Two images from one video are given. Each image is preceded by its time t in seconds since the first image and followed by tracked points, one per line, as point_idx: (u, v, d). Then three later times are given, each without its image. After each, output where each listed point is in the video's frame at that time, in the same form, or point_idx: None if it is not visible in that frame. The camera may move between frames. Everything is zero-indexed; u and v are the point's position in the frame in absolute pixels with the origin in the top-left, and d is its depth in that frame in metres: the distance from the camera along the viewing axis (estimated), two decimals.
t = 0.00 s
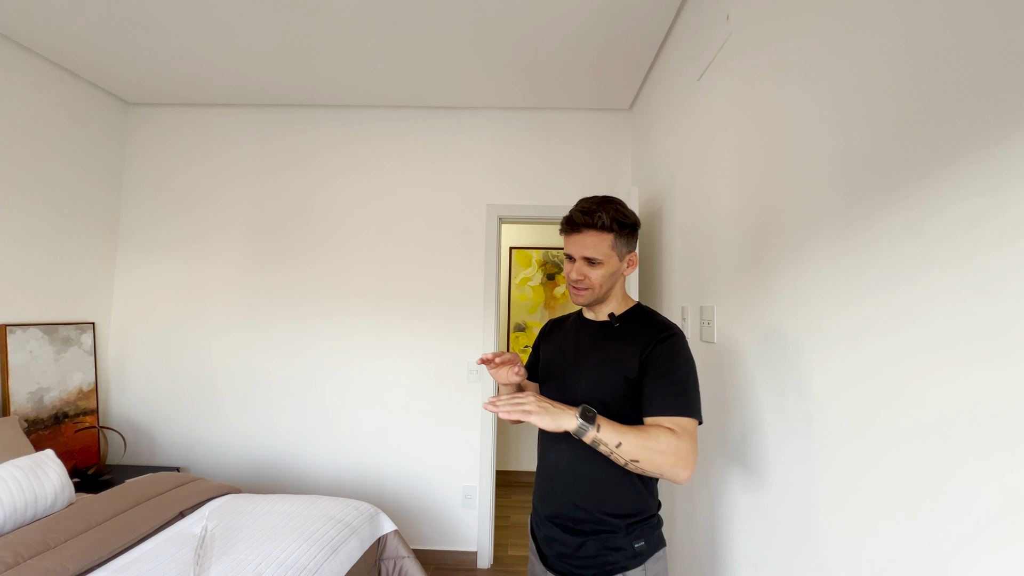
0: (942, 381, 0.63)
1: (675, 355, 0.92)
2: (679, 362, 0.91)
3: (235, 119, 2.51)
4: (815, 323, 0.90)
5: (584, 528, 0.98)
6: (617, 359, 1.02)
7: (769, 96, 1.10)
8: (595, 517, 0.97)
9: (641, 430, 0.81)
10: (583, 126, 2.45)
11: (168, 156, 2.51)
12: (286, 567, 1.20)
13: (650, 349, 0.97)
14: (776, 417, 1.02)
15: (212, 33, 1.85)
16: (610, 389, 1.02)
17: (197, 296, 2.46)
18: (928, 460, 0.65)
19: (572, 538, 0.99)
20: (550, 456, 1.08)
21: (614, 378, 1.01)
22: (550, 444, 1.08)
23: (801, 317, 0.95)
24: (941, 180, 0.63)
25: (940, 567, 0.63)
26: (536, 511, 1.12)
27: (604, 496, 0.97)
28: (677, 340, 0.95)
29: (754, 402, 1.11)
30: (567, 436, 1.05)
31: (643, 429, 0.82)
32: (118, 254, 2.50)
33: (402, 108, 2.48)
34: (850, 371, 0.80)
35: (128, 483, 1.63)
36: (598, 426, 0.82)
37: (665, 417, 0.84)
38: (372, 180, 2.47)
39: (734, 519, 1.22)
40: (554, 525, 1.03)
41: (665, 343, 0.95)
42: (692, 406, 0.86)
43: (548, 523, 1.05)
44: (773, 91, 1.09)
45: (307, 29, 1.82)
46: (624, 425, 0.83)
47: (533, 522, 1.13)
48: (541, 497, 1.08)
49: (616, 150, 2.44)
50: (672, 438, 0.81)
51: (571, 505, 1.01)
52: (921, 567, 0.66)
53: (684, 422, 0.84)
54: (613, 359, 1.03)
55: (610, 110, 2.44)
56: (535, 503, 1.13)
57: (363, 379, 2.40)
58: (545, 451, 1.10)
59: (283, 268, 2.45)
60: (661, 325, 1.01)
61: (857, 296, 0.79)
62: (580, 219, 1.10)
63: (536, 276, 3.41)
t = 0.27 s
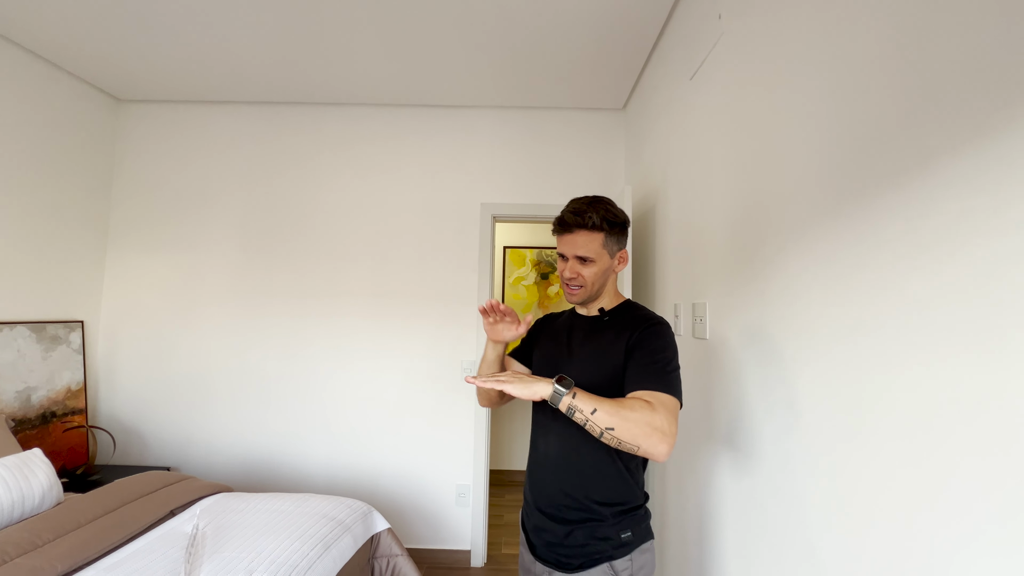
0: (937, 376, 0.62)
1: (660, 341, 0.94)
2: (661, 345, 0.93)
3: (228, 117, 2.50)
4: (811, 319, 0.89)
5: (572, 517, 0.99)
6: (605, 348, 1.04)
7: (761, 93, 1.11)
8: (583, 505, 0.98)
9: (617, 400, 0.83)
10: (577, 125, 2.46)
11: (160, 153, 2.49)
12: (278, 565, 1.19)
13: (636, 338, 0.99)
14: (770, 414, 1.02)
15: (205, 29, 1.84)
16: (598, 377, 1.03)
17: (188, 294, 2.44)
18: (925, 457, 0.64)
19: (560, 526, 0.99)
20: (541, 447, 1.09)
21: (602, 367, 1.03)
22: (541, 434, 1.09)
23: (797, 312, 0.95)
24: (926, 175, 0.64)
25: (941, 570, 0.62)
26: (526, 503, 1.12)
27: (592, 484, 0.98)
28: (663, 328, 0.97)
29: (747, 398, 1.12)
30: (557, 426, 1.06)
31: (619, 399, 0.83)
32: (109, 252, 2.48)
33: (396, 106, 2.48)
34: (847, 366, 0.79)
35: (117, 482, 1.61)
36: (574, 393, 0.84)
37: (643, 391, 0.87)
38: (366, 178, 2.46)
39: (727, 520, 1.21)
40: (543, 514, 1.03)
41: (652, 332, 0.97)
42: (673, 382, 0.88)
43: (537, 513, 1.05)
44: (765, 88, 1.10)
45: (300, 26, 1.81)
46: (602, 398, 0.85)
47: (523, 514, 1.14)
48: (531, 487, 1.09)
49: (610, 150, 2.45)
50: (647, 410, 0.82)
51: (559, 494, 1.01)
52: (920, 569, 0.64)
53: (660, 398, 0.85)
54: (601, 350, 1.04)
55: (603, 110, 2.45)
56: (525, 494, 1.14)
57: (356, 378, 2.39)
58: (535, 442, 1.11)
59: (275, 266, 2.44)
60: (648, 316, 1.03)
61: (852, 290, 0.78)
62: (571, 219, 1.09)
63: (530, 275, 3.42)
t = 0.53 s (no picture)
0: (928, 370, 0.61)
1: (654, 343, 0.94)
2: (655, 346, 0.93)
3: (216, 114, 2.47)
4: (802, 315, 0.89)
5: (564, 515, 0.98)
6: (598, 347, 1.04)
7: (751, 91, 1.11)
8: (575, 504, 0.97)
9: (614, 401, 0.82)
10: (570, 124, 2.46)
11: (147, 150, 2.46)
12: (265, 566, 1.17)
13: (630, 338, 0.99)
14: (760, 411, 1.02)
15: (193, 25, 1.82)
16: (591, 377, 1.03)
17: (176, 293, 2.41)
18: (917, 454, 0.63)
19: (552, 525, 0.99)
20: (532, 445, 1.07)
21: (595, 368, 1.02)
22: (532, 433, 1.08)
23: (787, 309, 0.94)
24: (914, 169, 0.64)
25: (935, 571, 0.60)
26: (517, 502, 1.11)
27: (584, 482, 0.97)
28: (657, 328, 0.97)
29: (737, 395, 1.11)
30: (549, 425, 1.05)
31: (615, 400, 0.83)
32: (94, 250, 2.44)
33: (388, 104, 2.47)
34: (838, 362, 0.79)
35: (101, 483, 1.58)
36: (573, 391, 0.83)
37: (637, 393, 0.86)
38: (357, 176, 2.44)
39: (717, 519, 1.20)
40: (534, 513, 1.02)
41: (645, 332, 0.97)
42: (665, 384, 0.88)
43: (528, 513, 1.04)
44: (755, 85, 1.10)
45: (291, 22, 1.79)
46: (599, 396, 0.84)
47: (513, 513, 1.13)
48: (522, 486, 1.08)
49: (602, 149, 2.45)
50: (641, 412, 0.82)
51: (551, 493, 1.00)
52: (914, 570, 0.63)
53: (654, 402, 0.85)
54: (594, 349, 1.04)
55: (596, 109, 2.45)
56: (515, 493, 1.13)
57: (346, 377, 2.37)
58: (526, 441, 1.10)
59: (265, 264, 2.41)
60: (641, 316, 1.02)
61: (843, 286, 0.77)
62: (564, 216, 1.08)
63: (522, 275, 3.41)
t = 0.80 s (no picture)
0: (927, 368, 0.60)
1: (653, 341, 0.94)
2: (653, 343, 0.93)
3: (206, 110, 2.43)
4: (797, 313, 0.88)
5: (563, 517, 0.96)
6: (595, 345, 1.03)
7: (744, 87, 1.11)
8: (574, 505, 0.96)
9: (614, 393, 0.82)
10: (563, 122, 2.45)
11: (135, 147, 2.42)
12: (251, 569, 1.15)
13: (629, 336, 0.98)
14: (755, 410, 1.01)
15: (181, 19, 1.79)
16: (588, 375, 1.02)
17: (164, 292, 2.38)
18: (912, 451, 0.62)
19: (550, 527, 0.97)
20: (527, 447, 1.05)
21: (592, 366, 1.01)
22: (526, 435, 1.06)
23: (781, 306, 0.93)
24: (909, 164, 0.63)
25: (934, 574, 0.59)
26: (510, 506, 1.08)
27: (583, 482, 0.96)
28: (655, 326, 0.97)
29: (732, 394, 1.10)
30: (546, 427, 1.03)
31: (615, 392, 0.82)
32: (80, 248, 2.40)
33: (380, 101, 2.45)
34: (833, 360, 0.78)
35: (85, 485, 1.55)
36: (575, 377, 0.82)
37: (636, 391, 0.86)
38: (349, 174, 2.42)
39: (712, 519, 1.19)
40: (531, 516, 1.00)
41: (644, 330, 0.96)
42: (663, 381, 0.88)
43: (524, 517, 1.01)
44: (748, 82, 1.09)
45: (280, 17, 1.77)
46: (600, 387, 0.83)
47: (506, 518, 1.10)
48: (516, 489, 1.05)
49: (596, 147, 2.44)
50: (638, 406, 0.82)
51: (549, 495, 0.98)
52: (911, 570, 0.62)
53: (651, 399, 0.85)
54: (591, 347, 1.03)
55: (589, 107, 2.45)
56: (508, 497, 1.10)
57: (338, 377, 2.34)
58: (520, 443, 1.07)
59: (254, 263, 2.38)
60: (639, 313, 1.02)
61: (838, 283, 0.76)
62: (563, 211, 1.08)
63: (516, 274, 3.40)
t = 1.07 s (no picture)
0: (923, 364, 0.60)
1: (652, 342, 0.94)
2: (651, 344, 0.93)
3: (197, 108, 2.41)
4: (792, 311, 0.88)
5: (563, 521, 0.96)
6: (593, 347, 1.02)
7: (737, 88, 1.12)
8: (575, 509, 0.96)
9: (612, 399, 0.82)
10: (558, 122, 2.45)
11: (124, 145, 2.39)
12: (242, 571, 1.14)
13: (628, 337, 0.98)
14: (748, 409, 1.01)
15: (171, 16, 1.77)
16: (586, 377, 1.01)
17: (154, 292, 2.35)
18: (902, 449, 0.63)
19: (551, 532, 0.96)
20: (526, 451, 1.04)
21: (591, 368, 1.01)
22: (525, 439, 1.05)
23: (775, 305, 0.94)
24: (900, 163, 0.63)
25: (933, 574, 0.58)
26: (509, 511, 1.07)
27: (584, 485, 0.96)
28: (654, 327, 0.97)
29: (725, 393, 1.11)
30: (545, 430, 1.02)
31: (612, 401, 0.82)
32: (68, 247, 2.37)
33: (374, 100, 2.43)
34: (827, 358, 0.78)
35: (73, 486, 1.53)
36: (571, 385, 0.82)
37: (636, 394, 0.86)
38: (342, 173, 2.40)
39: (708, 518, 1.19)
40: (531, 521, 0.99)
41: (642, 331, 0.96)
42: (661, 381, 0.88)
43: (523, 522, 1.01)
44: (741, 83, 1.10)
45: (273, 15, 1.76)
46: (597, 393, 0.83)
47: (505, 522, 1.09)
48: (515, 494, 1.05)
49: (590, 147, 2.45)
50: (637, 412, 0.82)
51: (549, 499, 0.98)
52: (903, 567, 0.63)
53: (650, 403, 0.85)
54: (590, 349, 1.03)
55: (583, 107, 2.45)
56: (507, 502, 1.09)
57: (331, 377, 2.33)
58: (519, 446, 1.07)
59: (246, 262, 2.36)
60: (638, 315, 1.02)
61: (829, 283, 0.77)
62: (564, 207, 1.09)
63: (510, 274, 3.40)
